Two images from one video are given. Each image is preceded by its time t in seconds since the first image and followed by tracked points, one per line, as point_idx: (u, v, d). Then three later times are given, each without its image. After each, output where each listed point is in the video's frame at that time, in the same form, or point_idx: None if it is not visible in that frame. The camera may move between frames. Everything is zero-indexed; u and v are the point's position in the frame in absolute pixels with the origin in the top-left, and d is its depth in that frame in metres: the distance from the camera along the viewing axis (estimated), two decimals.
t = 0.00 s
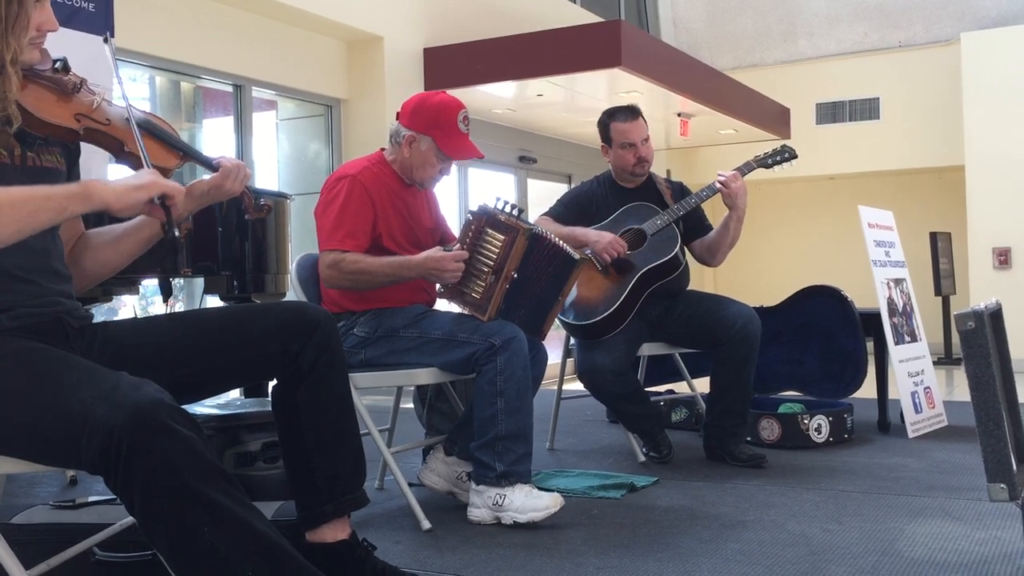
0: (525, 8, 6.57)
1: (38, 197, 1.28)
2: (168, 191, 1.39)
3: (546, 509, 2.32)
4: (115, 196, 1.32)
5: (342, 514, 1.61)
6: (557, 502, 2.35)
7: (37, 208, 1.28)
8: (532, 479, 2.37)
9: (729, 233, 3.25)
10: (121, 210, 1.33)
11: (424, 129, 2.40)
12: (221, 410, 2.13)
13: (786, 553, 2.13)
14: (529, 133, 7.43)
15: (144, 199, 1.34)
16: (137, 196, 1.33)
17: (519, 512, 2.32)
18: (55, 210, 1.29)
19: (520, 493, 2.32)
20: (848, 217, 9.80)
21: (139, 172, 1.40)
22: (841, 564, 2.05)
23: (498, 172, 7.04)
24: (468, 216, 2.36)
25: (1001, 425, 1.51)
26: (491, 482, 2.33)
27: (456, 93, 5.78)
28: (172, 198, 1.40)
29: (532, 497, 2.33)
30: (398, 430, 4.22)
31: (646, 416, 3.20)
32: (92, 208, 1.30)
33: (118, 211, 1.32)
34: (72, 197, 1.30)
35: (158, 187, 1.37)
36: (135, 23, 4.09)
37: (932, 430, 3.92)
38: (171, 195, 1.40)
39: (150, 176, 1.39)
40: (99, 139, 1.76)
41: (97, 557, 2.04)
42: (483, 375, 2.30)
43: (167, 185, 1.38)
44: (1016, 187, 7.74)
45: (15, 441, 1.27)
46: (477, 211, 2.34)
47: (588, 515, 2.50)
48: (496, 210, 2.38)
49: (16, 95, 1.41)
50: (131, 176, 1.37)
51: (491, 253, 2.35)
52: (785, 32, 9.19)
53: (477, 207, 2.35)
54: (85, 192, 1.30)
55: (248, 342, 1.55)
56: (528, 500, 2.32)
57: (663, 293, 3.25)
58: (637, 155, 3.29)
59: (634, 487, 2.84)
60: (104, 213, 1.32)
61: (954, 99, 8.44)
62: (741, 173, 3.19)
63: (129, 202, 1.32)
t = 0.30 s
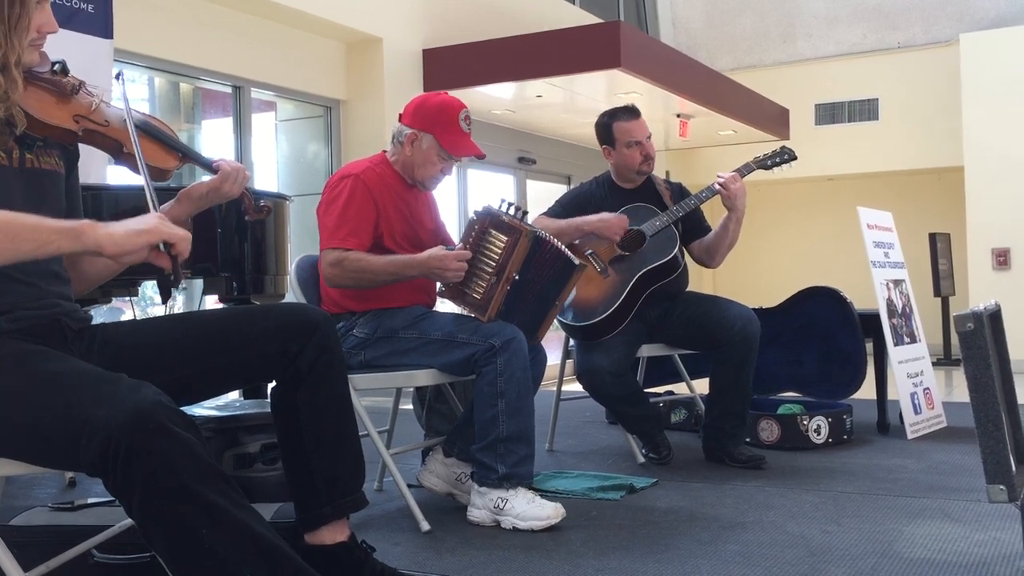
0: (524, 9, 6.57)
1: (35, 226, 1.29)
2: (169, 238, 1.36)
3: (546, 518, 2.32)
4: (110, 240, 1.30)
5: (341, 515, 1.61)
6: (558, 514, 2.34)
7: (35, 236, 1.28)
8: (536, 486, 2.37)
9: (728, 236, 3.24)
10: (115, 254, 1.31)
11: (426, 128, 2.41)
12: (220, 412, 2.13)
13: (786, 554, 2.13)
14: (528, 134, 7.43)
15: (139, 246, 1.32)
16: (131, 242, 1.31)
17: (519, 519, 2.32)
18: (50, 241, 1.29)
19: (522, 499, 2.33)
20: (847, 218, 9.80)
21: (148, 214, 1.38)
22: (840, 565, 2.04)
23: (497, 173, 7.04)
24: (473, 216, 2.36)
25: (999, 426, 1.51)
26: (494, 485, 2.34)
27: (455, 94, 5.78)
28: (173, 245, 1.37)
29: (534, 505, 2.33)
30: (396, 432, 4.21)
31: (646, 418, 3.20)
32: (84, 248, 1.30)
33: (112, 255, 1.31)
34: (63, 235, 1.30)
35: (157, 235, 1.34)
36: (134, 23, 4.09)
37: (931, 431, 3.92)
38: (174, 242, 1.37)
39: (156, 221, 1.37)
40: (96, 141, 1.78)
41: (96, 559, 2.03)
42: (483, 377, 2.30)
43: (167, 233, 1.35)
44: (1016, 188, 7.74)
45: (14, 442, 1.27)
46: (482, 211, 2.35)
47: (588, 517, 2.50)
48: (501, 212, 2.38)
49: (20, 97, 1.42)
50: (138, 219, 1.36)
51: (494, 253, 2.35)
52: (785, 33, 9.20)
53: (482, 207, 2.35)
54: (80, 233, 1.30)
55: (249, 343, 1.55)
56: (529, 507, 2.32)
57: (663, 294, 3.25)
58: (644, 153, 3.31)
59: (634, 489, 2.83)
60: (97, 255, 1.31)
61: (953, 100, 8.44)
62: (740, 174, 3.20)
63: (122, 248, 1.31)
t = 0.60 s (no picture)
0: (523, 10, 6.58)
1: (36, 200, 1.29)
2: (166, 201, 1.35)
3: (541, 504, 2.32)
4: (112, 202, 1.31)
5: (340, 517, 1.61)
6: (552, 497, 2.34)
7: (36, 210, 1.29)
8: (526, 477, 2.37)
9: (726, 238, 3.24)
10: (118, 217, 1.32)
11: (422, 127, 2.41)
12: (219, 413, 2.13)
13: (785, 556, 2.13)
14: (527, 135, 7.44)
15: (137, 206, 1.32)
16: (129, 203, 1.31)
17: (515, 510, 2.32)
18: (50, 213, 1.29)
19: (516, 491, 2.32)
20: (846, 220, 9.80)
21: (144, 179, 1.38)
22: (840, 567, 2.04)
23: (497, 174, 7.04)
24: (474, 217, 2.36)
25: (999, 428, 1.51)
26: (486, 483, 2.33)
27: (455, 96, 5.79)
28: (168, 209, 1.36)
29: (527, 493, 2.32)
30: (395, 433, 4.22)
31: (645, 419, 3.20)
32: (89, 214, 1.31)
33: (115, 217, 1.31)
34: (68, 203, 1.30)
35: (154, 195, 1.34)
36: (134, 24, 4.09)
37: (930, 433, 3.92)
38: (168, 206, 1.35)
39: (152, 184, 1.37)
40: (94, 140, 1.77)
41: (94, 561, 2.03)
42: (483, 378, 2.30)
43: (164, 194, 1.35)
44: (1015, 190, 7.75)
45: (14, 442, 1.27)
46: (482, 213, 2.35)
47: (587, 519, 2.50)
48: (502, 213, 2.38)
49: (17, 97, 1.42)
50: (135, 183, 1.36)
51: (494, 255, 2.35)
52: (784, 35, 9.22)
53: (483, 209, 2.36)
54: (84, 198, 1.31)
55: (249, 343, 1.55)
56: (523, 497, 2.32)
57: (662, 296, 3.25)
58: (647, 155, 3.31)
59: (632, 490, 2.83)
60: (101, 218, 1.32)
61: (952, 102, 8.45)
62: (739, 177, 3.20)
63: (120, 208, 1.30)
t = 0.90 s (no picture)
0: (522, 11, 6.58)
1: (39, 192, 1.29)
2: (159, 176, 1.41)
3: (542, 514, 2.32)
4: (111, 185, 1.33)
5: (339, 518, 1.61)
6: (554, 508, 2.34)
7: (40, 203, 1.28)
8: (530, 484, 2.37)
9: (725, 241, 3.24)
10: (117, 199, 1.34)
11: (414, 130, 2.40)
12: (218, 414, 2.13)
13: (784, 557, 2.13)
14: (527, 136, 7.44)
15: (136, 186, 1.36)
16: (130, 184, 1.35)
17: (516, 517, 2.32)
18: (54, 205, 1.29)
19: (518, 497, 2.33)
20: (845, 221, 9.81)
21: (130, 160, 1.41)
22: (838, 568, 2.05)
23: (496, 176, 7.05)
24: (469, 220, 2.37)
25: (999, 430, 1.51)
26: (489, 487, 2.33)
27: (454, 97, 5.79)
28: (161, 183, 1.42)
29: (529, 502, 2.32)
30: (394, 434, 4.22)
31: (644, 420, 3.20)
32: (91, 200, 1.32)
33: (115, 199, 1.34)
34: (70, 191, 1.31)
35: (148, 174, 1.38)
36: (133, 24, 4.10)
37: (928, 435, 3.92)
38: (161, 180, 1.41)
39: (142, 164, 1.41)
40: (93, 141, 1.77)
41: (93, 561, 2.04)
42: (481, 379, 2.30)
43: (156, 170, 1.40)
44: (1014, 191, 7.75)
45: (14, 443, 1.27)
46: (477, 216, 2.35)
47: (586, 520, 2.50)
48: (497, 215, 2.39)
49: (13, 97, 1.42)
50: (125, 164, 1.39)
51: (491, 257, 2.36)
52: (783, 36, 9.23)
53: (478, 211, 2.36)
54: (83, 184, 1.31)
55: (248, 344, 1.55)
56: (525, 505, 2.32)
57: (662, 297, 3.25)
58: (646, 154, 3.31)
59: (631, 492, 2.83)
60: (102, 203, 1.33)
61: (950, 103, 8.46)
62: (739, 178, 3.20)
63: (123, 190, 1.33)
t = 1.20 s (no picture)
0: (522, 11, 6.58)
1: (43, 188, 1.29)
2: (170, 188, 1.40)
3: (537, 501, 2.31)
4: (120, 189, 1.32)
5: (338, 517, 1.61)
6: (549, 494, 2.33)
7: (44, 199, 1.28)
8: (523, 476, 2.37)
9: (725, 240, 3.24)
10: (126, 204, 1.33)
11: (402, 128, 2.40)
12: (217, 413, 2.13)
13: (783, 557, 2.13)
14: (526, 136, 7.44)
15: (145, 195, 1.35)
16: (138, 192, 1.33)
17: (513, 509, 2.31)
18: (58, 201, 1.29)
19: (511, 489, 2.32)
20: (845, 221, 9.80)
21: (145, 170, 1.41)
22: (837, 568, 2.05)
23: (495, 175, 7.04)
24: (461, 222, 2.37)
25: (997, 429, 1.51)
26: (484, 484, 2.33)
27: (454, 97, 5.80)
28: (173, 196, 1.41)
29: (525, 492, 2.32)
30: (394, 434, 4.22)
31: (643, 420, 3.20)
32: (98, 201, 1.31)
33: (123, 204, 1.33)
34: (77, 190, 1.30)
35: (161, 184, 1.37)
36: (133, 24, 4.09)
37: (928, 434, 3.92)
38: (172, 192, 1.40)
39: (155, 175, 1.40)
40: (93, 140, 1.76)
41: (92, 560, 2.03)
42: (480, 379, 2.30)
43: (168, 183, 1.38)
44: (1013, 191, 7.75)
45: (14, 443, 1.27)
46: (469, 217, 2.35)
47: (585, 519, 2.50)
48: (489, 215, 2.38)
49: (16, 96, 1.42)
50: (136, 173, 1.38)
51: (485, 258, 2.35)
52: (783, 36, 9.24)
53: (469, 213, 2.36)
54: (91, 185, 1.30)
55: (248, 343, 1.55)
56: (521, 495, 2.31)
57: (661, 297, 3.25)
58: (642, 154, 3.30)
59: (631, 491, 2.83)
60: (110, 206, 1.32)
61: (950, 103, 8.46)
62: (739, 178, 3.20)
63: (131, 197, 1.32)
